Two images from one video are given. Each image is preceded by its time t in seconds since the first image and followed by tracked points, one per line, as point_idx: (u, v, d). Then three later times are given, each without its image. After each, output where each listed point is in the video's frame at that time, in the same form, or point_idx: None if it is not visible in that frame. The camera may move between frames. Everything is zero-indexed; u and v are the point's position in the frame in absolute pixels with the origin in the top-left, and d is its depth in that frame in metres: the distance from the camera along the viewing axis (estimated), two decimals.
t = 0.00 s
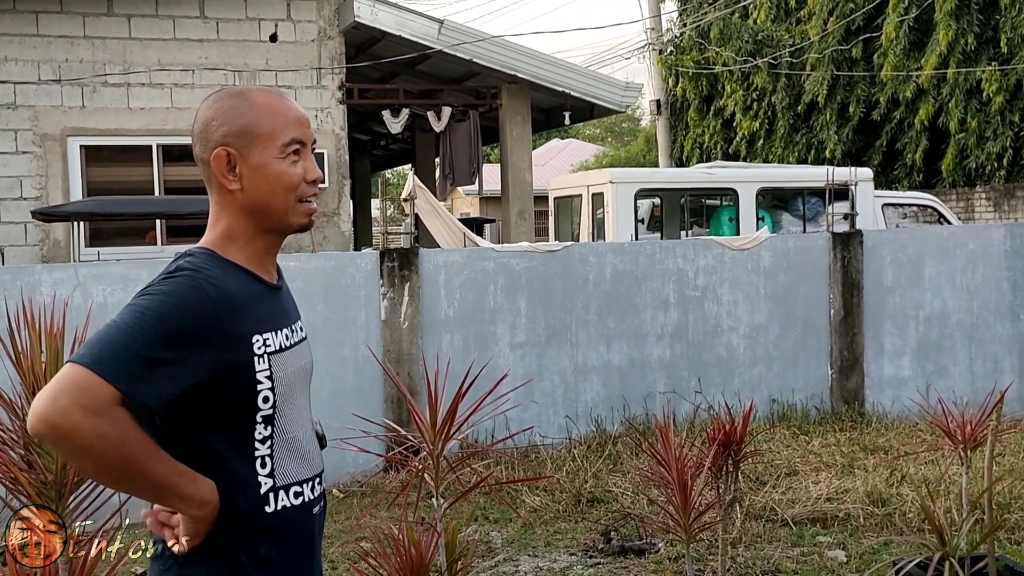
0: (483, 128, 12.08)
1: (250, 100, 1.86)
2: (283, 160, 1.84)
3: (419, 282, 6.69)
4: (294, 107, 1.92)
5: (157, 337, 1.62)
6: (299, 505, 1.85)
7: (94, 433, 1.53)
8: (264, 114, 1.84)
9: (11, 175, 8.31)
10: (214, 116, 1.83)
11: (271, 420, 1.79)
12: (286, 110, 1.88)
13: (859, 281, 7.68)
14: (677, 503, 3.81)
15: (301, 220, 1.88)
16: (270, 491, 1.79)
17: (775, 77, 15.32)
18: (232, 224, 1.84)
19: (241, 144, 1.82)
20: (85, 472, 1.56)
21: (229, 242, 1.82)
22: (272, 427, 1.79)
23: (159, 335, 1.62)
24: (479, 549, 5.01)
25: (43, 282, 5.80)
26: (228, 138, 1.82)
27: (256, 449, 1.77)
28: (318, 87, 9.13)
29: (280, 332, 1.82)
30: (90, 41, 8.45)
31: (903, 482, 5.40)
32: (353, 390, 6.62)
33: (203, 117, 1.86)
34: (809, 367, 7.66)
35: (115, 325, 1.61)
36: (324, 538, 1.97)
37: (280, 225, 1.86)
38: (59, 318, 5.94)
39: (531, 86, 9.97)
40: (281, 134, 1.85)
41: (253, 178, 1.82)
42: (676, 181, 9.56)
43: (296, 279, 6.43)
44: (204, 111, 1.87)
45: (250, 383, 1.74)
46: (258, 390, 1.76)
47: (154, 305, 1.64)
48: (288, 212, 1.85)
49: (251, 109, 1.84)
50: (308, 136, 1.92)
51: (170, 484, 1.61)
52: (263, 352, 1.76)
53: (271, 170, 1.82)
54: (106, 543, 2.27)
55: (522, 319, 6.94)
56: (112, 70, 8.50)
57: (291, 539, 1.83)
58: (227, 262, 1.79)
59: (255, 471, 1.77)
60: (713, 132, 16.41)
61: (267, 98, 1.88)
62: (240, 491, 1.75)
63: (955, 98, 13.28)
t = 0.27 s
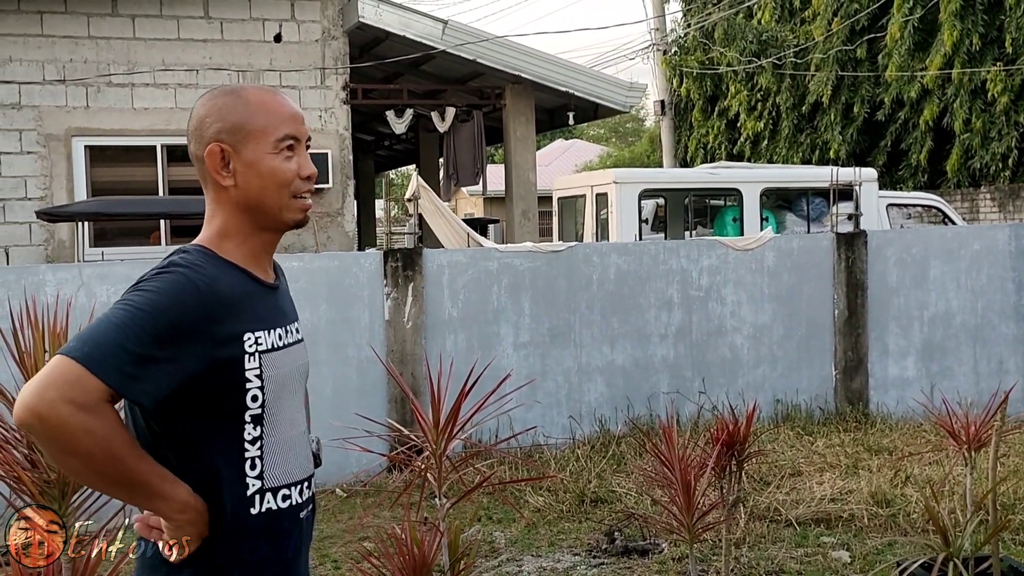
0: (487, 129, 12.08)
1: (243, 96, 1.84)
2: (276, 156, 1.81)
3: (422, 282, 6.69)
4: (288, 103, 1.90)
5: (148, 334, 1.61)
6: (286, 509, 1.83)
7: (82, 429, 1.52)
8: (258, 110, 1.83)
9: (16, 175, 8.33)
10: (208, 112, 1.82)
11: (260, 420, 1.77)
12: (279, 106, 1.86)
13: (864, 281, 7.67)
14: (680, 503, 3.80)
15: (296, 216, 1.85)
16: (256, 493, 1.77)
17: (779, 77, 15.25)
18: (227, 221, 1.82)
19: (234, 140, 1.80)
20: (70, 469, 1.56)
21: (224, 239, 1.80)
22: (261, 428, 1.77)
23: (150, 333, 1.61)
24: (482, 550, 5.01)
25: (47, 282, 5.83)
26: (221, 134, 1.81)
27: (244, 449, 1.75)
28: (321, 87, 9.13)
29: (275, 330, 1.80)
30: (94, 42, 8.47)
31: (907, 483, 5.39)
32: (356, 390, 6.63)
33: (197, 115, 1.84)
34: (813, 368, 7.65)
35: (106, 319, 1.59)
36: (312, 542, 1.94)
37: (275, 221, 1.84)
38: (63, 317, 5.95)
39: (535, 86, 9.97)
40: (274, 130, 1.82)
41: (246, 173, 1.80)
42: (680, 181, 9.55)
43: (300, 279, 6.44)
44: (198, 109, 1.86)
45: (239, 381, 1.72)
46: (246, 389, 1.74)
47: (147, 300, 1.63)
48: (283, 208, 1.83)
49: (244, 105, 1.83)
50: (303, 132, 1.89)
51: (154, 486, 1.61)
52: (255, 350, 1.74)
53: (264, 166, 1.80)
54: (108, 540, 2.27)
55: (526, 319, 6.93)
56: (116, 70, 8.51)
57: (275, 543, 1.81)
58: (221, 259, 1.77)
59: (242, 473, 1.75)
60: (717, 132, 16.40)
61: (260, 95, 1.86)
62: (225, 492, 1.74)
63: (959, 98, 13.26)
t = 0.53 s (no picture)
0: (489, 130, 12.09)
1: (235, 95, 1.90)
2: (265, 157, 1.87)
3: (424, 282, 6.69)
4: (280, 105, 1.95)
5: (122, 326, 1.64)
6: (257, 513, 1.87)
7: (45, 417, 1.55)
8: (248, 111, 1.88)
9: (18, 176, 8.34)
10: (200, 110, 1.88)
11: (235, 421, 1.81)
12: (271, 108, 1.92)
13: (866, 282, 7.65)
14: (681, 504, 3.80)
15: (281, 217, 1.91)
16: (227, 495, 1.82)
17: (781, 78, 15.29)
18: (213, 219, 1.88)
19: (223, 139, 1.86)
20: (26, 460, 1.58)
21: (209, 235, 1.86)
22: (236, 429, 1.81)
23: (125, 325, 1.65)
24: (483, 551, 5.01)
25: (50, 282, 5.83)
26: (211, 132, 1.86)
27: (217, 450, 1.79)
28: (324, 88, 9.13)
29: (255, 331, 1.84)
30: (96, 43, 8.48)
31: (909, 484, 5.37)
32: (358, 390, 6.64)
33: (188, 111, 1.90)
34: (815, 369, 7.64)
35: (78, 309, 1.63)
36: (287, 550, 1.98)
37: (261, 220, 1.90)
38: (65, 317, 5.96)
39: (538, 87, 9.97)
40: (264, 131, 1.88)
41: (234, 172, 1.85)
42: (681, 182, 9.55)
43: (302, 280, 6.44)
44: (191, 105, 1.91)
45: (214, 380, 1.77)
46: (222, 388, 1.78)
47: (123, 291, 1.67)
48: (268, 208, 1.89)
49: (235, 105, 1.88)
50: (294, 134, 1.95)
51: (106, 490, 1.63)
52: (232, 350, 1.79)
53: (251, 166, 1.86)
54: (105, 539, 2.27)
55: (528, 320, 6.93)
56: (119, 71, 8.52)
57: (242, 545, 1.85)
58: (204, 255, 1.83)
59: (214, 474, 1.80)
60: (720, 133, 16.38)
61: (254, 95, 1.92)
62: (194, 491, 1.78)
63: (962, 99, 13.23)
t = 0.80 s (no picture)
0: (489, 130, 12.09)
1: (203, 88, 1.85)
2: (232, 153, 1.82)
3: (424, 283, 6.69)
4: (249, 102, 1.91)
5: (73, 335, 1.59)
6: (226, 522, 1.82)
7: None
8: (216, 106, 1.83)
9: (19, 176, 8.34)
10: (165, 100, 1.82)
11: (200, 428, 1.76)
12: (239, 105, 1.87)
13: (866, 283, 7.66)
14: (681, 504, 3.79)
15: (244, 217, 1.86)
16: (196, 506, 1.77)
17: (782, 79, 15.30)
18: (172, 215, 1.82)
19: (189, 132, 1.81)
20: None
21: (170, 232, 1.81)
22: (201, 435, 1.76)
23: (76, 333, 1.60)
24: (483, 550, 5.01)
25: (50, 283, 5.83)
26: (176, 123, 1.81)
27: (184, 459, 1.74)
28: (324, 88, 9.13)
29: (215, 334, 1.79)
30: (97, 43, 8.49)
31: (909, 485, 5.38)
32: (358, 391, 6.64)
33: (151, 102, 1.84)
34: (815, 370, 7.64)
35: (29, 320, 1.58)
36: (260, 555, 1.94)
37: (221, 219, 1.84)
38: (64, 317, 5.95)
39: (538, 87, 9.98)
40: (231, 127, 1.83)
41: (198, 166, 1.80)
42: (682, 183, 9.56)
43: (302, 280, 6.45)
44: (155, 95, 1.86)
45: (177, 386, 1.72)
46: (185, 395, 1.73)
47: (74, 297, 1.61)
48: (231, 207, 1.83)
49: (203, 99, 1.83)
50: (261, 133, 1.90)
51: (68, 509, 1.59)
52: (194, 354, 1.74)
53: (217, 163, 1.81)
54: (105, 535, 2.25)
55: (528, 320, 6.93)
56: (120, 71, 8.53)
57: (214, 556, 1.80)
58: (163, 254, 1.77)
59: (181, 484, 1.75)
60: (720, 134, 16.38)
61: (223, 88, 1.87)
62: (161, 503, 1.73)
63: (963, 100, 13.23)
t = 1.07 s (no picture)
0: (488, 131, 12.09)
1: (163, 95, 1.69)
2: (192, 169, 1.67)
3: (423, 284, 6.69)
4: (214, 111, 1.75)
5: (12, 352, 1.50)
6: (166, 552, 1.69)
7: None
8: (177, 115, 1.68)
9: (17, 177, 8.33)
10: (120, 109, 1.67)
11: (142, 454, 1.63)
12: (203, 114, 1.72)
13: (865, 284, 7.66)
14: (678, 506, 3.79)
15: (206, 236, 1.70)
16: (133, 535, 1.64)
17: (780, 80, 15.26)
18: (127, 233, 1.67)
19: (145, 145, 1.66)
20: None
21: (123, 250, 1.66)
22: (142, 462, 1.64)
23: (15, 350, 1.50)
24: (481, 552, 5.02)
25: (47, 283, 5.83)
26: (132, 135, 1.66)
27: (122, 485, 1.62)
28: (323, 89, 9.13)
29: (166, 354, 1.66)
30: (95, 43, 8.49)
31: (907, 486, 5.38)
32: (357, 392, 6.64)
33: (106, 107, 1.69)
34: (813, 371, 7.64)
35: None
36: None
37: (181, 238, 1.69)
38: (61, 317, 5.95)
39: (537, 88, 9.98)
40: (192, 140, 1.68)
41: (155, 183, 1.65)
42: (681, 184, 9.56)
43: (300, 281, 6.45)
44: (111, 102, 1.70)
45: (120, 410, 1.60)
46: (127, 420, 1.61)
47: (11, 313, 1.51)
48: (192, 226, 1.68)
49: (162, 108, 1.68)
50: (226, 144, 1.75)
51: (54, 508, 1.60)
52: (140, 378, 1.62)
53: (176, 179, 1.66)
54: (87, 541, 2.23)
55: (526, 322, 6.94)
56: (118, 72, 8.53)
57: None
58: (114, 273, 1.63)
59: (118, 511, 1.63)
60: (718, 135, 16.38)
61: (185, 96, 1.71)
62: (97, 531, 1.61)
63: (960, 101, 13.26)
